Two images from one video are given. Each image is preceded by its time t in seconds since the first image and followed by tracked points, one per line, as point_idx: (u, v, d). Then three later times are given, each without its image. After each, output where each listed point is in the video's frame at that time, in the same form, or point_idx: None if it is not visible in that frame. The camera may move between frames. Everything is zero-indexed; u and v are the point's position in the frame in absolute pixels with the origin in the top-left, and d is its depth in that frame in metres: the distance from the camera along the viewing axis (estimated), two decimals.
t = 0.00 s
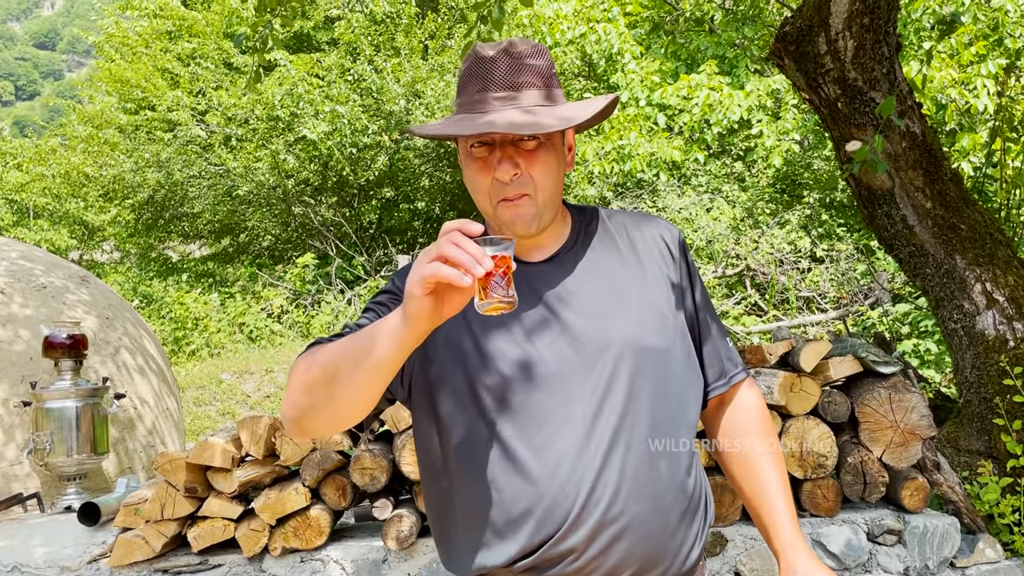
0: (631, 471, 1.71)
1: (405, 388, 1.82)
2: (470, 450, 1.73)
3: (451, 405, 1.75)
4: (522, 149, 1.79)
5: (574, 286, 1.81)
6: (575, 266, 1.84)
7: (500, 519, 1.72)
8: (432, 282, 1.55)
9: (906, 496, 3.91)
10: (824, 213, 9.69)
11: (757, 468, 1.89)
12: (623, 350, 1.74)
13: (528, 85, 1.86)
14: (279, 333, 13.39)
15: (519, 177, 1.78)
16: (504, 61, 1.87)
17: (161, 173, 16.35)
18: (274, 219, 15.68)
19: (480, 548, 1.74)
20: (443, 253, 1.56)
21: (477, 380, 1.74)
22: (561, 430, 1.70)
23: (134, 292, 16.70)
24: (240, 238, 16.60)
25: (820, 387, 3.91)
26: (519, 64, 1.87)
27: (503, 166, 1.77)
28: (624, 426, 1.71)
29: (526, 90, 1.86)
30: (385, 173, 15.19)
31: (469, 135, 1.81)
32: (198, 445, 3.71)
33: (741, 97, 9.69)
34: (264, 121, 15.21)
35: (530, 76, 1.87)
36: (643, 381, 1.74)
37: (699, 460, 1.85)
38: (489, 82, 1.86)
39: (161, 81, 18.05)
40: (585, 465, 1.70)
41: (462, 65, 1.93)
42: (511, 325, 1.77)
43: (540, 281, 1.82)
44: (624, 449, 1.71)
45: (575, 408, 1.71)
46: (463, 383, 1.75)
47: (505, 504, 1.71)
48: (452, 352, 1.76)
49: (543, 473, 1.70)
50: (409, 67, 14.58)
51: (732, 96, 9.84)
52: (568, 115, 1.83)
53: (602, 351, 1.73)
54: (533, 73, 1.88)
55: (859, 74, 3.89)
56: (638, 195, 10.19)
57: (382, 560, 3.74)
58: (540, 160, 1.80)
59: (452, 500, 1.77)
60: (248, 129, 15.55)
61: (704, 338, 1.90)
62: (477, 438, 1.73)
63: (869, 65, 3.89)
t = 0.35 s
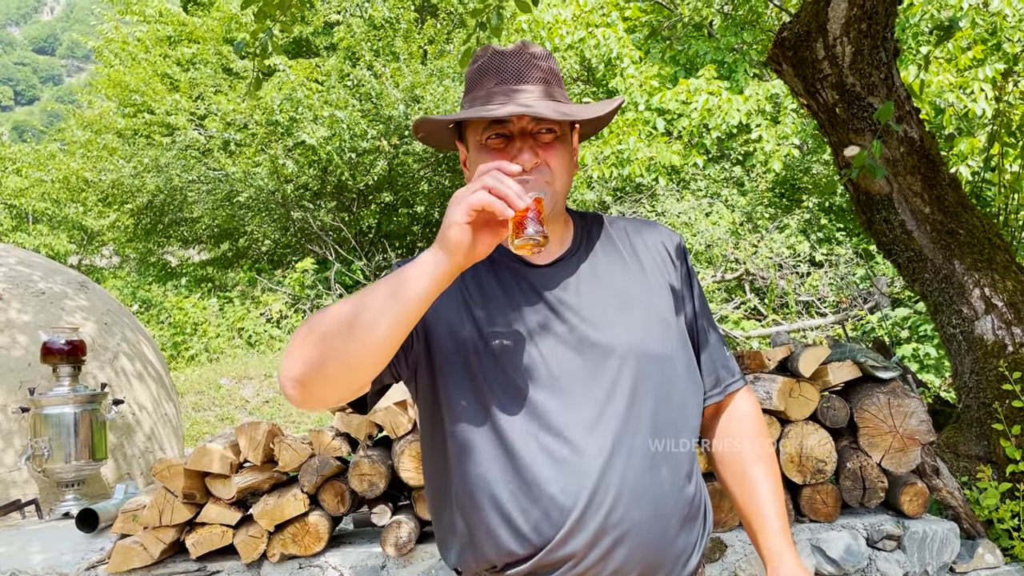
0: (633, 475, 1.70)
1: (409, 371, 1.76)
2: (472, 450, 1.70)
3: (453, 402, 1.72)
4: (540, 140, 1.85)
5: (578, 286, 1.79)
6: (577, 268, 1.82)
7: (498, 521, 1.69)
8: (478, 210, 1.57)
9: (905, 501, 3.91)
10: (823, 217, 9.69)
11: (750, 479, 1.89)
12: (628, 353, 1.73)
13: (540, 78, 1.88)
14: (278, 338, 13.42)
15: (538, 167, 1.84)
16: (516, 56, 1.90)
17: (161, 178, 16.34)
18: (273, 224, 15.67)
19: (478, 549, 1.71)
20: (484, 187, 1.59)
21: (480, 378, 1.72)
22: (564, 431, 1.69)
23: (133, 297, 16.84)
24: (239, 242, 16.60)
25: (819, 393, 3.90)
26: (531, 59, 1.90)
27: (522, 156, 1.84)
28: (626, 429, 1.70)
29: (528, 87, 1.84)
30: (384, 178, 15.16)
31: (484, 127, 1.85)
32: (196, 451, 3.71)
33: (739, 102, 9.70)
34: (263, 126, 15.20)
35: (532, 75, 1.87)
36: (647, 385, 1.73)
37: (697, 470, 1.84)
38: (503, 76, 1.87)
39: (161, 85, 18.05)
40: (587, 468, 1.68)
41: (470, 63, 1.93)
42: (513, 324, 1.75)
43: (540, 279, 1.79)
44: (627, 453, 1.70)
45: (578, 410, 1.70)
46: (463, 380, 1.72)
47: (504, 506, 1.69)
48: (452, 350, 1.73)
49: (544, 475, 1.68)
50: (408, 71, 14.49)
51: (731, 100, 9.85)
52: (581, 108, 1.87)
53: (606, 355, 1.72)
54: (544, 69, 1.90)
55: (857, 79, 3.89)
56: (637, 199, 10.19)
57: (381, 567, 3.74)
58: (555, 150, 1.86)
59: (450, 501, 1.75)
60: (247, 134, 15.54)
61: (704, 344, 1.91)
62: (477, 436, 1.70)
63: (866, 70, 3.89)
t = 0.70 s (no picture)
0: (634, 481, 1.70)
1: (412, 363, 1.78)
2: (472, 450, 1.70)
3: (455, 403, 1.72)
4: (542, 142, 1.87)
5: (579, 291, 1.80)
6: (577, 274, 1.83)
7: (499, 523, 1.69)
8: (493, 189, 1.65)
9: (904, 506, 3.91)
10: (822, 221, 9.69)
11: (749, 487, 1.89)
12: (629, 359, 1.73)
13: (538, 82, 1.87)
14: (278, 343, 13.46)
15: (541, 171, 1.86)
16: (515, 60, 1.89)
17: (160, 182, 16.33)
18: (273, 228, 15.68)
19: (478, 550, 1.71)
20: (499, 168, 1.67)
21: (482, 380, 1.72)
22: (566, 434, 1.69)
23: (132, 301, 16.91)
24: (238, 246, 16.61)
25: (817, 397, 3.91)
26: (529, 63, 1.88)
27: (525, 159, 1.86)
28: (626, 433, 1.70)
29: (526, 89, 1.84)
30: (384, 182, 15.15)
31: (489, 131, 1.86)
32: (195, 457, 3.70)
33: (738, 106, 9.73)
34: (262, 130, 15.20)
35: (531, 78, 1.87)
36: (648, 391, 1.73)
37: (694, 476, 1.83)
38: (502, 80, 1.86)
39: (160, 89, 18.05)
40: (588, 471, 1.68)
41: (470, 67, 1.92)
42: (514, 326, 1.76)
43: (541, 285, 1.80)
44: (627, 457, 1.70)
45: (580, 413, 1.70)
46: (465, 382, 1.73)
47: (504, 508, 1.68)
48: (454, 352, 1.74)
49: (545, 478, 1.68)
50: (407, 75, 14.51)
51: (729, 105, 9.85)
52: (579, 112, 1.88)
53: (608, 360, 1.72)
54: (541, 71, 1.88)
55: (855, 84, 3.91)
56: (636, 203, 10.20)
57: (378, 572, 3.75)
58: (557, 153, 1.88)
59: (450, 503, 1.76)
60: (246, 138, 15.54)
61: (702, 352, 1.91)
62: (478, 438, 1.70)
63: (864, 75, 3.90)
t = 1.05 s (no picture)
0: (633, 486, 1.71)
1: (413, 367, 1.79)
2: (473, 456, 1.71)
3: (456, 407, 1.73)
4: (546, 150, 1.88)
5: (578, 297, 1.80)
6: (576, 280, 1.83)
7: (499, 528, 1.69)
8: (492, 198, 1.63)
9: (903, 510, 3.91)
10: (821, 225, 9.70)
11: (743, 491, 1.89)
12: (628, 365, 1.73)
13: (540, 90, 1.87)
14: (278, 347, 13.48)
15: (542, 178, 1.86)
16: (517, 68, 1.90)
17: (159, 186, 16.32)
18: (272, 232, 15.69)
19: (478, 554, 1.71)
20: (501, 172, 1.67)
21: (482, 386, 1.72)
22: (566, 439, 1.69)
23: (131, 306, 16.95)
24: (238, 250, 16.60)
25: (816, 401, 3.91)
26: (531, 71, 1.89)
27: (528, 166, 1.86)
28: (626, 439, 1.70)
29: (529, 97, 1.85)
30: (383, 186, 15.11)
31: (492, 137, 1.86)
32: (194, 461, 3.71)
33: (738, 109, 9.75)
34: (262, 133, 15.20)
35: (534, 86, 1.87)
36: (647, 397, 1.73)
37: (692, 479, 1.82)
38: (506, 88, 1.86)
39: (159, 93, 18.04)
40: (588, 477, 1.68)
41: (474, 73, 1.92)
42: (513, 332, 1.76)
43: (541, 292, 1.80)
44: (626, 462, 1.70)
45: (579, 420, 1.70)
46: (466, 388, 1.73)
47: (504, 513, 1.69)
48: (454, 358, 1.75)
49: (545, 482, 1.68)
50: (407, 79, 14.51)
51: (728, 108, 9.89)
52: (581, 120, 1.89)
53: (607, 366, 1.73)
54: (544, 80, 1.89)
55: (853, 89, 3.91)
56: (634, 206, 10.21)
57: None
58: (559, 161, 1.89)
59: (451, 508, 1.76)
60: (246, 142, 15.52)
61: (701, 358, 1.91)
62: (479, 443, 1.70)
63: (862, 80, 3.91)
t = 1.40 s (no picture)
0: (633, 486, 1.70)
1: (415, 367, 1.79)
2: (475, 456, 1.71)
3: (457, 407, 1.73)
4: (546, 153, 1.88)
5: (579, 298, 1.80)
6: (577, 281, 1.83)
7: (500, 528, 1.69)
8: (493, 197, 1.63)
9: (903, 511, 3.91)
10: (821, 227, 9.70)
11: (745, 493, 1.89)
12: (628, 366, 1.73)
13: (543, 92, 1.88)
14: (277, 349, 13.48)
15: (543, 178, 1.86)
16: (520, 70, 1.90)
17: (159, 188, 16.32)
18: (272, 234, 15.70)
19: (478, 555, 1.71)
20: (502, 171, 1.67)
21: (482, 387, 1.72)
22: (567, 441, 1.69)
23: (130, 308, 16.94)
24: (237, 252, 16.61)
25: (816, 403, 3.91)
26: (533, 73, 1.89)
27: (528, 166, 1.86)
28: (625, 440, 1.70)
29: (532, 100, 1.85)
30: (383, 188, 15.10)
31: (493, 138, 1.86)
32: (194, 462, 3.71)
33: (737, 112, 9.74)
34: (262, 135, 15.21)
35: (537, 89, 1.87)
36: (648, 398, 1.73)
37: (693, 480, 1.82)
38: (508, 89, 1.86)
39: (159, 95, 18.05)
40: (588, 477, 1.68)
41: (477, 73, 1.92)
42: (513, 333, 1.76)
43: (542, 292, 1.80)
44: (626, 463, 1.70)
45: (580, 421, 1.70)
46: (467, 388, 1.73)
47: (504, 513, 1.69)
48: (455, 359, 1.75)
49: (545, 483, 1.68)
50: (406, 81, 14.49)
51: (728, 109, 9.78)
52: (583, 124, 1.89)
53: (608, 367, 1.73)
54: (547, 81, 1.89)
55: (853, 91, 3.92)
56: (634, 208, 10.22)
57: None
58: (559, 163, 1.89)
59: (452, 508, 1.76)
60: (245, 144, 15.52)
61: (701, 360, 1.91)
62: (479, 444, 1.70)
63: (862, 81, 3.91)
